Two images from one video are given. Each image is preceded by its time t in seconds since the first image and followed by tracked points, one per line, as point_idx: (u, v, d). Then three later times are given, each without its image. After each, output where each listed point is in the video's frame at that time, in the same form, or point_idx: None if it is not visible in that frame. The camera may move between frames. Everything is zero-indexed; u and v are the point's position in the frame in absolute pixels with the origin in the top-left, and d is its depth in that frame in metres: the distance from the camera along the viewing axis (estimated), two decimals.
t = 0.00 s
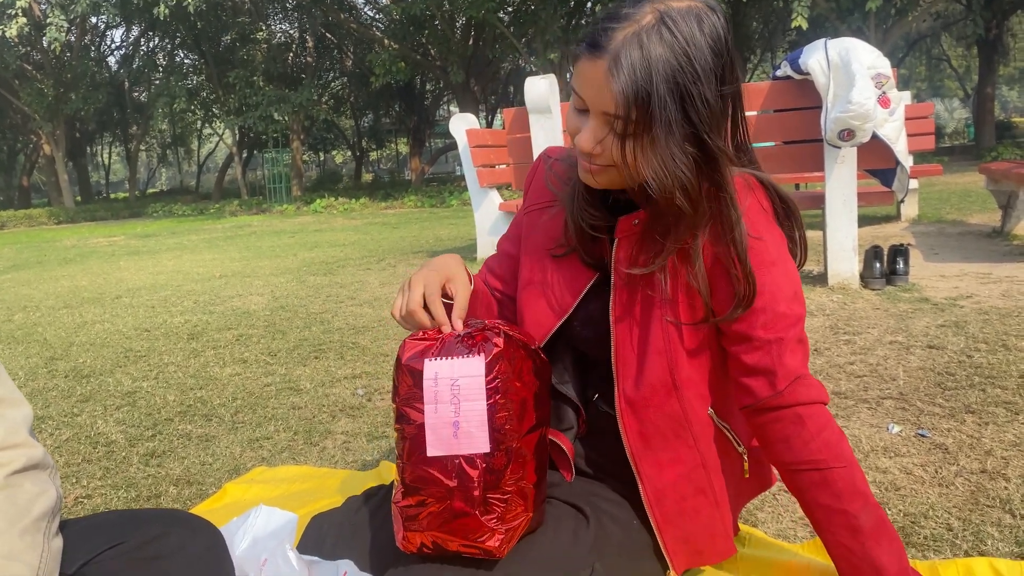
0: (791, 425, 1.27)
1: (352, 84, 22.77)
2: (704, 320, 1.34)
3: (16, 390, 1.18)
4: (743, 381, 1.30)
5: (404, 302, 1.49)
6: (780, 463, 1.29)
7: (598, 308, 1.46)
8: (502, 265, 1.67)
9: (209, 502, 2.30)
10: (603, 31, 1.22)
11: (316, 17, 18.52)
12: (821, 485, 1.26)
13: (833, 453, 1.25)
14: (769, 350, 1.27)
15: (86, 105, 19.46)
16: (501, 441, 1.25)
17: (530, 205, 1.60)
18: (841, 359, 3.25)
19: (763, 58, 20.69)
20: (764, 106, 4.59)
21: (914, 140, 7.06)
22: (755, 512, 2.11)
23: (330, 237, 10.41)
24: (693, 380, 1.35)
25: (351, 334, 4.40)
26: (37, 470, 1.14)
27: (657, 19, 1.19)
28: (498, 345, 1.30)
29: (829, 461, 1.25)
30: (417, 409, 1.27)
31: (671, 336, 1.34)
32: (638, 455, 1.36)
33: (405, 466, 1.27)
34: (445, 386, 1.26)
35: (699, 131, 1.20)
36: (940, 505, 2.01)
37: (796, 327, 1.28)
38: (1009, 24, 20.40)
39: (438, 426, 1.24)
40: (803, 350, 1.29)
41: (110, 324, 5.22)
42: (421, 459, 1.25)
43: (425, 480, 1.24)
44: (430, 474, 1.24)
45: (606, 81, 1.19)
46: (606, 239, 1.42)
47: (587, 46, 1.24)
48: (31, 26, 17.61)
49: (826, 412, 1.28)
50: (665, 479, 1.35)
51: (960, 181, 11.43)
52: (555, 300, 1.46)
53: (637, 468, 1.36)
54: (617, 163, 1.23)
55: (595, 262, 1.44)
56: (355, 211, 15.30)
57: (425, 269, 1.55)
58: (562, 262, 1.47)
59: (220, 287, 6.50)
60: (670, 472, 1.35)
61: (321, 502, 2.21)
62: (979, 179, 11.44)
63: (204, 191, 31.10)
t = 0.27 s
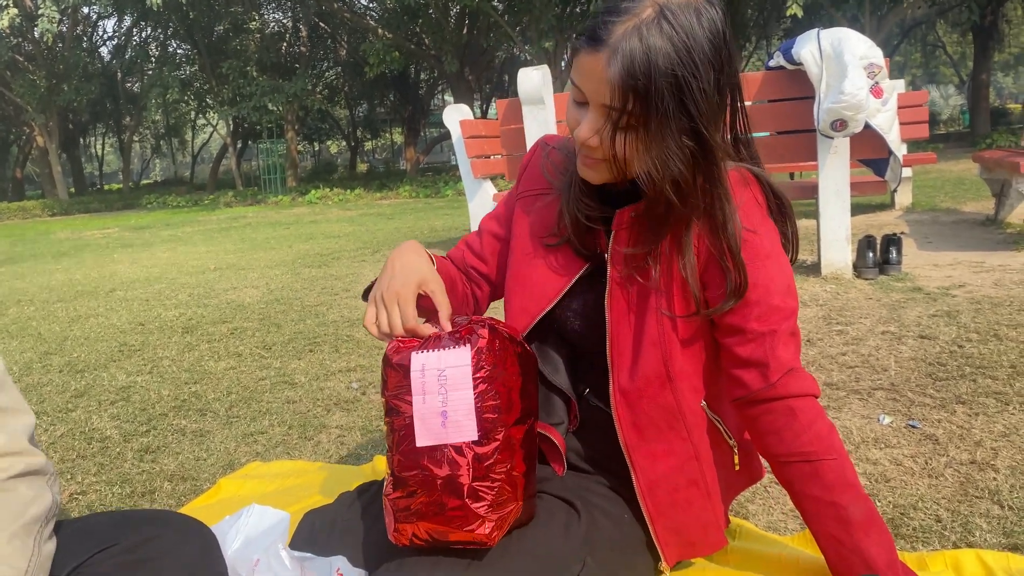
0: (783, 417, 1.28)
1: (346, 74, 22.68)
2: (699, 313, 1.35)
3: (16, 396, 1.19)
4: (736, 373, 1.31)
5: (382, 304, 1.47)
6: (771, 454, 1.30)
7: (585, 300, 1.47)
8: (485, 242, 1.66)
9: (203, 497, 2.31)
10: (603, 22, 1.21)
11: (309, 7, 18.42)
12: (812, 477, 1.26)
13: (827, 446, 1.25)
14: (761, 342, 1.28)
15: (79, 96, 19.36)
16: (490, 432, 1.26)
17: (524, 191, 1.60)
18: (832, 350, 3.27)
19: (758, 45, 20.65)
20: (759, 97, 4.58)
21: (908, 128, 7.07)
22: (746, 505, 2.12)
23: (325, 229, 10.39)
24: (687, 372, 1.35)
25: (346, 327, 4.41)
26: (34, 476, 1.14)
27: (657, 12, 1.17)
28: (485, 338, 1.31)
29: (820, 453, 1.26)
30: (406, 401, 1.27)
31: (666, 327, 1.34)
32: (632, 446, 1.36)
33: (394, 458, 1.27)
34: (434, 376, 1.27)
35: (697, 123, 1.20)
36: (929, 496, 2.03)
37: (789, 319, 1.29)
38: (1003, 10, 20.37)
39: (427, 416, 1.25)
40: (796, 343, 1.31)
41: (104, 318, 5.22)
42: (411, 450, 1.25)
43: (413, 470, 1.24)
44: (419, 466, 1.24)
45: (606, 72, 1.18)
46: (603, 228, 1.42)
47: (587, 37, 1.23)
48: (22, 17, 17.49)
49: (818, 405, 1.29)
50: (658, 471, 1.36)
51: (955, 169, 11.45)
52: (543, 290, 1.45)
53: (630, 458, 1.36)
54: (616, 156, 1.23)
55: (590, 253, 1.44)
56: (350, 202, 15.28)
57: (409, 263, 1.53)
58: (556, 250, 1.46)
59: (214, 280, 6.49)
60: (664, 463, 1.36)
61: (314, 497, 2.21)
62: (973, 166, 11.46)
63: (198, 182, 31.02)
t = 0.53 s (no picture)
0: (783, 403, 1.28)
1: (339, 63, 22.54)
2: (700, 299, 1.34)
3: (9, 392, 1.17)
4: (735, 358, 1.32)
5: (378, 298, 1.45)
6: (770, 442, 1.30)
7: (585, 288, 1.46)
8: (474, 215, 1.63)
9: (197, 489, 2.30)
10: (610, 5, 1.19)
11: None
12: (812, 463, 1.26)
13: (827, 433, 1.26)
14: (764, 327, 1.28)
15: (71, 86, 19.26)
16: (489, 428, 1.25)
17: (521, 173, 1.57)
18: (828, 338, 3.26)
19: (751, 33, 20.61)
20: (753, 85, 4.56)
21: (903, 115, 7.07)
22: (742, 493, 2.12)
23: (319, 219, 10.36)
24: (688, 359, 1.35)
25: (341, 317, 4.39)
26: (27, 474, 1.13)
27: None
28: (484, 335, 1.28)
29: (820, 439, 1.26)
30: (404, 397, 1.25)
31: (667, 313, 1.33)
32: (632, 433, 1.35)
33: (392, 453, 1.25)
34: (432, 372, 1.25)
35: (704, 109, 1.19)
36: (926, 483, 2.03)
37: (790, 306, 1.30)
38: None
39: (425, 413, 1.23)
40: (796, 329, 1.31)
41: (97, 309, 5.19)
42: (409, 447, 1.24)
43: (411, 467, 1.23)
44: (417, 463, 1.23)
45: (614, 56, 1.16)
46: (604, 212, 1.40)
47: (592, 20, 1.20)
48: (12, 7, 17.35)
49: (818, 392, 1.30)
50: (657, 458, 1.35)
51: (949, 156, 11.45)
52: (539, 277, 1.44)
53: (630, 446, 1.35)
54: (623, 143, 1.21)
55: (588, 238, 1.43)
56: (344, 192, 15.26)
57: (404, 252, 1.50)
58: (555, 237, 1.45)
59: (208, 270, 6.47)
60: (664, 450, 1.35)
61: (309, 489, 2.20)
62: (966, 154, 11.48)
63: (192, 172, 30.89)
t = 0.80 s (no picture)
0: (782, 384, 1.30)
1: (332, 53, 22.44)
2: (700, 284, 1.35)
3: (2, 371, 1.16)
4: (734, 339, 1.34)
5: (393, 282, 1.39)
6: (770, 423, 1.32)
7: (588, 273, 1.45)
8: (465, 198, 1.63)
9: (195, 474, 2.31)
10: None
11: None
12: (812, 444, 1.29)
13: (826, 414, 1.28)
14: (763, 309, 1.30)
15: (62, 77, 19.15)
16: (495, 416, 1.25)
17: (517, 154, 1.55)
18: (823, 325, 3.27)
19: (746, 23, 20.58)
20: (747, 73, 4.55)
21: (897, 105, 7.08)
22: (738, 477, 2.13)
23: (312, 209, 10.33)
24: (687, 342, 1.36)
25: (335, 306, 4.38)
26: (22, 454, 1.12)
27: None
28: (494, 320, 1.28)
29: (819, 419, 1.29)
30: (410, 383, 1.25)
31: (668, 295, 1.34)
32: (632, 415, 1.36)
33: (396, 439, 1.25)
34: (440, 359, 1.24)
35: (719, 79, 1.21)
36: (920, 467, 2.04)
37: (788, 287, 1.31)
38: None
39: (432, 399, 1.23)
40: (794, 310, 1.33)
41: (90, 299, 5.17)
42: (414, 432, 1.24)
43: (417, 452, 1.24)
44: (421, 448, 1.23)
45: (636, 22, 1.17)
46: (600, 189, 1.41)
47: None
48: None
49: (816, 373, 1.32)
50: (657, 439, 1.36)
51: (942, 146, 11.47)
52: (535, 261, 1.43)
53: (630, 427, 1.36)
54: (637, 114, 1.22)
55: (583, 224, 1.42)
56: (337, 183, 15.21)
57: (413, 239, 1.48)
58: (550, 227, 1.44)
59: (202, 261, 6.45)
60: (664, 433, 1.36)
61: (307, 474, 2.20)
62: (960, 144, 11.50)
63: (184, 163, 30.76)
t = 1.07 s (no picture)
0: (780, 374, 1.30)
1: (327, 50, 22.41)
2: (696, 270, 1.37)
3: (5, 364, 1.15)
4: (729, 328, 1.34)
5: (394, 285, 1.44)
6: (766, 412, 1.33)
7: (581, 264, 1.48)
8: (439, 202, 1.67)
9: (191, 471, 2.31)
10: None
11: None
12: (807, 434, 1.30)
13: (819, 405, 1.29)
14: (759, 299, 1.30)
15: (55, 74, 19.08)
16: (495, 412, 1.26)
17: (493, 157, 1.58)
18: (818, 322, 3.29)
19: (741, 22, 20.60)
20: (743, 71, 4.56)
21: (891, 103, 7.11)
22: (734, 473, 2.14)
23: (308, 206, 10.32)
24: (682, 330, 1.37)
25: (331, 304, 4.39)
26: (18, 449, 1.10)
27: None
28: (496, 317, 1.29)
29: (816, 410, 1.29)
30: (412, 377, 1.26)
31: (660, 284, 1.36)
32: (627, 404, 1.38)
33: (397, 432, 1.26)
34: (442, 355, 1.26)
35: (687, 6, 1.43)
36: (914, 463, 2.05)
37: (782, 275, 1.32)
38: None
39: (434, 395, 1.24)
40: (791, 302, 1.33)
41: (86, 296, 5.16)
42: (416, 428, 1.25)
43: (417, 447, 1.24)
44: (421, 441, 1.25)
45: None
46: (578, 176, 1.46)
47: None
48: None
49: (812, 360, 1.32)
50: (653, 427, 1.37)
51: (936, 144, 11.51)
52: (527, 264, 1.48)
53: (625, 417, 1.38)
54: (645, 43, 1.38)
55: (573, 222, 1.46)
56: (332, 180, 15.18)
57: (402, 234, 1.50)
58: (540, 240, 1.48)
59: (197, 258, 6.43)
60: (659, 420, 1.38)
61: (305, 470, 2.21)
62: (953, 142, 11.54)
63: (178, 160, 30.66)
